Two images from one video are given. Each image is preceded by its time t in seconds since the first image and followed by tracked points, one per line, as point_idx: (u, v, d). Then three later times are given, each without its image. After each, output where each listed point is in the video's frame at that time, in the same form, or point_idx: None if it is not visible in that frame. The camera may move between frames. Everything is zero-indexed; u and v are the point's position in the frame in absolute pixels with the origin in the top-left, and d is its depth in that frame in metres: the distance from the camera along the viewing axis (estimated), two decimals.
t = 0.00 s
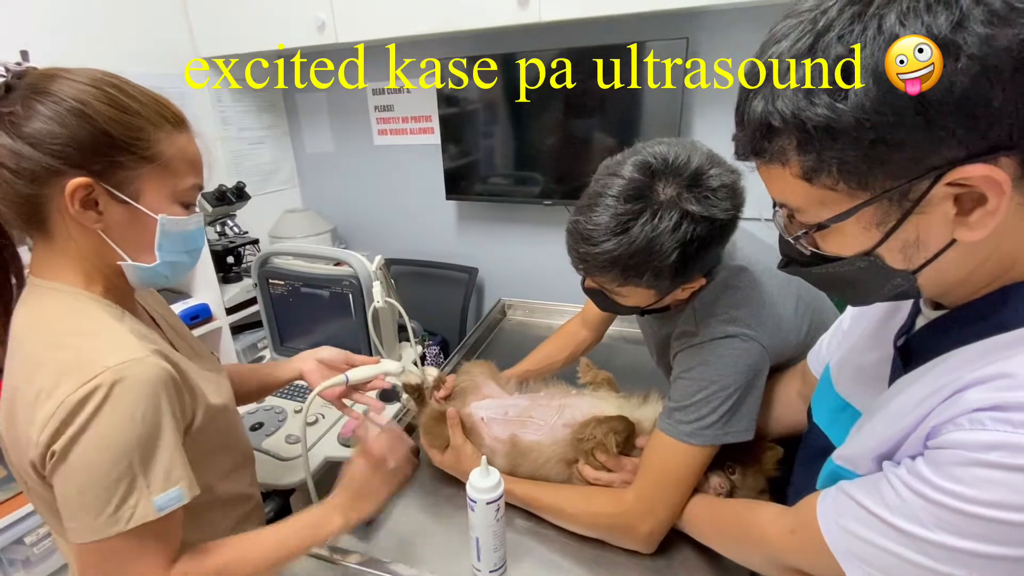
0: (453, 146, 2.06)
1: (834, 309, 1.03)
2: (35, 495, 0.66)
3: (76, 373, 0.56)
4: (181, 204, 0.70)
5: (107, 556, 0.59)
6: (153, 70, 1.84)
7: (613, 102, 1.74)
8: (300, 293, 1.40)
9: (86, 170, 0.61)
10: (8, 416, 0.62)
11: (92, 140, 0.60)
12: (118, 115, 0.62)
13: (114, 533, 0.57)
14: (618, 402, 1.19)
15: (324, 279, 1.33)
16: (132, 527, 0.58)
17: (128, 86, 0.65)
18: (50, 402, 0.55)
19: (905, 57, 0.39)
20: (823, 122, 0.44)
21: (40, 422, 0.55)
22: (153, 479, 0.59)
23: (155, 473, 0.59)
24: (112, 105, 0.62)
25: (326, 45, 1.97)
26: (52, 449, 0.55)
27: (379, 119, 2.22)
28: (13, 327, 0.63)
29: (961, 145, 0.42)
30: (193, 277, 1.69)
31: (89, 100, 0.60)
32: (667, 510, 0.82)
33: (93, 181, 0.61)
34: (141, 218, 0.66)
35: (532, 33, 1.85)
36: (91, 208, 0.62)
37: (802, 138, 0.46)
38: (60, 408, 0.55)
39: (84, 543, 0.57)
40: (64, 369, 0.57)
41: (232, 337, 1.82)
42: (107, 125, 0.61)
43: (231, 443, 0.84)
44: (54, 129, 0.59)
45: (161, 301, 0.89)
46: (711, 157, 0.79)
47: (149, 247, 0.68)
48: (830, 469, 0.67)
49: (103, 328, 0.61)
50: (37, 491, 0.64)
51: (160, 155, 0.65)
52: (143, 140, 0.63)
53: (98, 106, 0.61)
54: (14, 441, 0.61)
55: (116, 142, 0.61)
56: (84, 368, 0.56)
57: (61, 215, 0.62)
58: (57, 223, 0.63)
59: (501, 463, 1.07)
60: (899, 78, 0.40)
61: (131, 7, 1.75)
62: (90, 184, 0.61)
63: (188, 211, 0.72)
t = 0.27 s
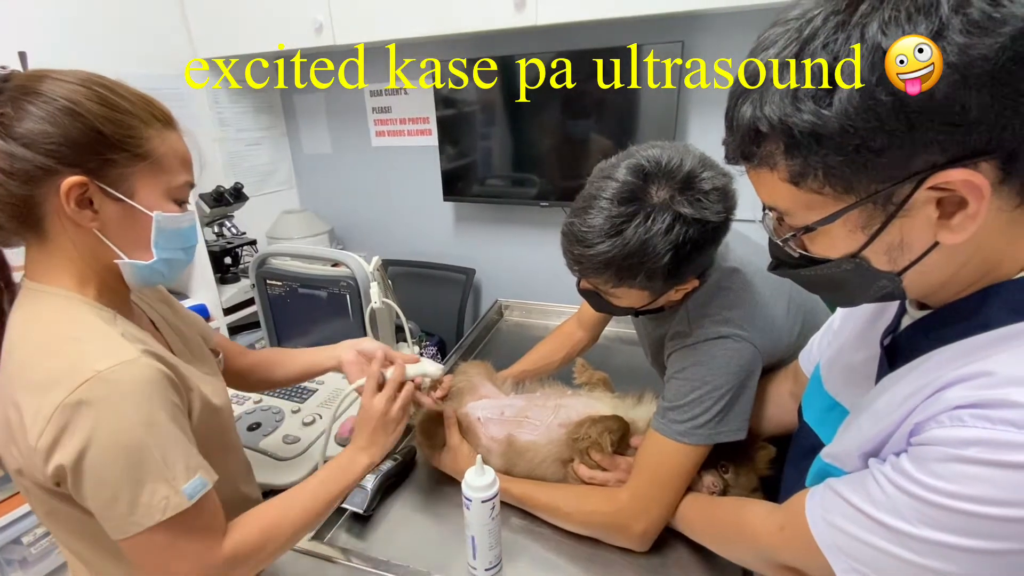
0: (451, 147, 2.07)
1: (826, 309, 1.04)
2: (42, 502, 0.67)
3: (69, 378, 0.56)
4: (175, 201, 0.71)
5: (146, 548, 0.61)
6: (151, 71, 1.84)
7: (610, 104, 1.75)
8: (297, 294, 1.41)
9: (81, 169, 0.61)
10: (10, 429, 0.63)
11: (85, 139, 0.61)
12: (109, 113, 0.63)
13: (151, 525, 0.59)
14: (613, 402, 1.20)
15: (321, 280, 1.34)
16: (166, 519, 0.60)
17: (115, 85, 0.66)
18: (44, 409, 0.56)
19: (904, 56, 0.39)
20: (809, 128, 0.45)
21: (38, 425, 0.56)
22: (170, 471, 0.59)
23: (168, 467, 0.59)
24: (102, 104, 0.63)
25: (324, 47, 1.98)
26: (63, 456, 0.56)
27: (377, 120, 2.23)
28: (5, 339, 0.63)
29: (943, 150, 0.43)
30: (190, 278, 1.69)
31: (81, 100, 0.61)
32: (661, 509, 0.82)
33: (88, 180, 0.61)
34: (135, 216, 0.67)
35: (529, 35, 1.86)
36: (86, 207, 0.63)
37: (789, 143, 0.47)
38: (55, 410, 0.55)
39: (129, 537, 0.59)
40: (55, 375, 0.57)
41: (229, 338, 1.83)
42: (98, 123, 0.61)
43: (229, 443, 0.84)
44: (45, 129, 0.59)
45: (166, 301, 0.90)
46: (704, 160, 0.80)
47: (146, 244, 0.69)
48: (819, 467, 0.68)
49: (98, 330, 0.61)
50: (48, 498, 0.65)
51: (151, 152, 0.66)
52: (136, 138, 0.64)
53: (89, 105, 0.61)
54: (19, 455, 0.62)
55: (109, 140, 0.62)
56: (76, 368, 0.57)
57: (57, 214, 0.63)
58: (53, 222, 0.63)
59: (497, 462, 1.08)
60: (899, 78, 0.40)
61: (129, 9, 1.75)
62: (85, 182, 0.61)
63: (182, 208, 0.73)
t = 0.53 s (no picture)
0: (449, 149, 2.07)
1: (822, 311, 1.05)
2: (54, 503, 0.67)
3: (82, 373, 0.58)
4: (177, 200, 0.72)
5: (177, 526, 0.63)
6: (151, 72, 1.85)
7: (608, 106, 1.76)
8: (296, 295, 1.41)
9: (89, 169, 0.62)
10: (22, 430, 0.63)
11: (93, 139, 0.61)
12: (116, 114, 0.63)
13: (182, 508, 0.62)
14: (611, 402, 1.21)
15: (320, 281, 1.34)
16: (196, 501, 0.62)
17: (120, 86, 0.66)
18: (62, 404, 0.58)
19: (905, 56, 0.40)
20: (799, 132, 0.46)
21: (57, 420, 0.58)
22: (191, 457, 0.61)
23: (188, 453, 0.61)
24: (110, 105, 0.63)
25: (323, 48, 1.99)
26: (87, 447, 0.58)
27: (376, 121, 2.24)
28: (13, 342, 0.63)
29: (931, 153, 0.44)
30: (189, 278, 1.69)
31: (89, 100, 0.62)
32: (657, 509, 0.83)
33: (95, 180, 0.62)
34: (141, 215, 0.67)
35: (528, 37, 1.87)
36: (93, 206, 0.63)
37: (781, 147, 0.48)
38: (74, 403, 0.57)
39: (162, 518, 0.62)
40: (66, 372, 0.58)
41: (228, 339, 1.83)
42: (107, 124, 0.62)
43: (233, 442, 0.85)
44: (55, 130, 0.60)
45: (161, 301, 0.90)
46: (699, 162, 0.81)
47: (151, 243, 0.69)
48: (812, 466, 0.68)
49: (106, 325, 0.62)
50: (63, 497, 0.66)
51: (158, 153, 0.67)
52: (143, 139, 0.65)
53: (97, 106, 0.62)
54: (33, 456, 0.63)
55: (117, 141, 0.63)
56: (88, 363, 0.58)
57: (63, 215, 0.63)
58: (59, 224, 0.63)
59: (494, 462, 1.08)
60: (900, 78, 0.41)
61: (128, 10, 1.76)
62: (93, 182, 0.62)
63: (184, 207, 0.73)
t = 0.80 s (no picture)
0: (449, 150, 2.08)
1: (819, 311, 1.06)
2: (64, 504, 0.67)
3: (99, 364, 0.58)
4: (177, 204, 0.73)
5: (199, 516, 0.64)
6: (150, 74, 1.85)
7: (606, 107, 1.76)
8: (296, 296, 1.41)
9: (93, 173, 0.62)
10: (33, 428, 0.63)
11: (97, 143, 0.62)
12: (119, 118, 0.64)
13: (203, 495, 0.62)
14: (609, 402, 1.21)
15: (320, 282, 1.35)
16: (219, 487, 0.63)
17: (121, 90, 0.66)
18: (80, 396, 0.58)
19: (905, 56, 0.40)
20: (794, 134, 0.46)
21: (77, 414, 0.58)
22: (210, 441, 0.62)
23: (207, 437, 0.62)
24: (113, 109, 0.64)
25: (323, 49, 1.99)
26: (108, 435, 0.58)
27: (375, 123, 2.24)
28: (20, 341, 0.63)
29: (923, 156, 0.44)
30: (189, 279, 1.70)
31: (93, 105, 0.62)
32: (655, 508, 0.83)
33: (99, 184, 0.62)
34: (142, 218, 0.68)
35: (527, 39, 1.88)
36: (96, 210, 0.64)
37: (776, 149, 0.49)
38: (93, 396, 0.58)
39: (186, 505, 0.63)
40: (82, 364, 0.59)
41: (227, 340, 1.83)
42: (111, 128, 0.62)
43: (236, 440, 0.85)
44: (59, 134, 0.60)
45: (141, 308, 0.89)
46: (696, 164, 0.81)
47: (151, 246, 0.71)
48: (809, 466, 0.69)
49: (117, 321, 0.63)
50: (76, 496, 0.66)
51: (160, 157, 0.67)
52: (145, 143, 0.65)
53: (100, 110, 0.62)
54: (46, 453, 0.63)
55: (121, 146, 0.63)
56: (105, 356, 0.59)
57: (65, 217, 0.63)
58: (61, 225, 0.64)
59: (493, 462, 1.09)
60: (899, 78, 0.41)
61: (128, 11, 1.76)
62: (97, 186, 0.62)
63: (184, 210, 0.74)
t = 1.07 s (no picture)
0: (449, 151, 2.08)
1: (819, 313, 1.06)
2: (66, 503, 0.67)
3: (106, 358, 0.59)
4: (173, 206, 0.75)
5: (208, 505, 0.66)
6: (151, 75, 1.85)
7: (607, 108, 1.77)
8: (297, 296, 1.42)
9: (103, 177, 0.63)
10: (35, 425, 0.63)
11: (109, 148, 0.63)
12: (128, 122, 0.65)
13: (213, 482, 0.64)
14: (610, 403, 1.22)
15: (321, 283, 1.35)
16: (227, 473, 0.65)
17: (124, 93, 0.67)
18: (89, 389, 0.58)
19: (905, 56, 0.41)
20: (794, 138, 0.47)
21: (85, 410, 0.58)
22: (219, 429, 0.64)
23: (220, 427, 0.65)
24: (120, 112, 0.65)
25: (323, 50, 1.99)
26: (121, 425, 0.59)
27: (376, 123, 2.25)
28: (14, 342, 0.62)
29: (924, 159, 0.44)
30: (190, 280, 1.70)
31: (98, 107, 0.63)
32: (656, 509, 0.84)
33: (110, 188, 0.64)
34: (145, 220, 0.69)
35: (528, 40, 1.88)
36: (104, 213, 0.65)
37: (777, 153, 0.49)
38: (102, 390, 0.58)
39: (191, 493, 0.64)
40: (87, 360, 0.59)
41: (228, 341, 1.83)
42: (122, 133, 0.64)
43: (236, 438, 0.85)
44: (67, 135, 0.60)
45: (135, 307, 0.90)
46: (697, 165, 0.82)
47: (152, 246, 0.72)
48: (810, 468, 0.69)
49: (117, 319, 0.63)
50: (79, 495, 0.66)
51: (162, 163, 0.69)
52: (151, 150, 0.67)
53: (110, 113, 0.63)
54: (51, 449, 0.63)
55: (130, 151, 0.65)
56: (111, 351, 0.59)
57: (69, 218, 0.63)
58: (62, 227, 0.64)
59: (494, 462, 1.09)
60: (900, 78, 0.41)
61: (129, 13, 1.77)
62: (108, 190, 0.63)
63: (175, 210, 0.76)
